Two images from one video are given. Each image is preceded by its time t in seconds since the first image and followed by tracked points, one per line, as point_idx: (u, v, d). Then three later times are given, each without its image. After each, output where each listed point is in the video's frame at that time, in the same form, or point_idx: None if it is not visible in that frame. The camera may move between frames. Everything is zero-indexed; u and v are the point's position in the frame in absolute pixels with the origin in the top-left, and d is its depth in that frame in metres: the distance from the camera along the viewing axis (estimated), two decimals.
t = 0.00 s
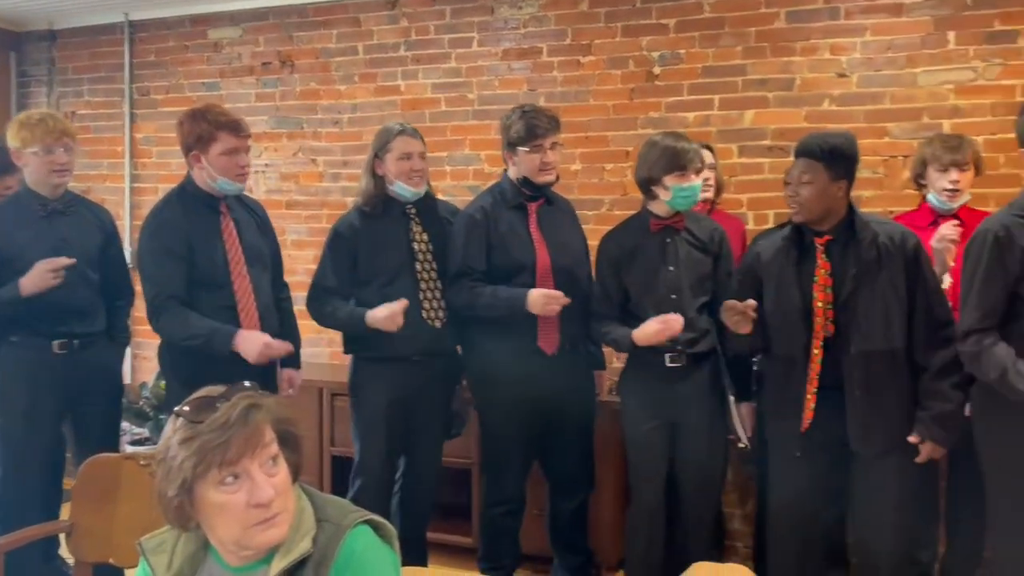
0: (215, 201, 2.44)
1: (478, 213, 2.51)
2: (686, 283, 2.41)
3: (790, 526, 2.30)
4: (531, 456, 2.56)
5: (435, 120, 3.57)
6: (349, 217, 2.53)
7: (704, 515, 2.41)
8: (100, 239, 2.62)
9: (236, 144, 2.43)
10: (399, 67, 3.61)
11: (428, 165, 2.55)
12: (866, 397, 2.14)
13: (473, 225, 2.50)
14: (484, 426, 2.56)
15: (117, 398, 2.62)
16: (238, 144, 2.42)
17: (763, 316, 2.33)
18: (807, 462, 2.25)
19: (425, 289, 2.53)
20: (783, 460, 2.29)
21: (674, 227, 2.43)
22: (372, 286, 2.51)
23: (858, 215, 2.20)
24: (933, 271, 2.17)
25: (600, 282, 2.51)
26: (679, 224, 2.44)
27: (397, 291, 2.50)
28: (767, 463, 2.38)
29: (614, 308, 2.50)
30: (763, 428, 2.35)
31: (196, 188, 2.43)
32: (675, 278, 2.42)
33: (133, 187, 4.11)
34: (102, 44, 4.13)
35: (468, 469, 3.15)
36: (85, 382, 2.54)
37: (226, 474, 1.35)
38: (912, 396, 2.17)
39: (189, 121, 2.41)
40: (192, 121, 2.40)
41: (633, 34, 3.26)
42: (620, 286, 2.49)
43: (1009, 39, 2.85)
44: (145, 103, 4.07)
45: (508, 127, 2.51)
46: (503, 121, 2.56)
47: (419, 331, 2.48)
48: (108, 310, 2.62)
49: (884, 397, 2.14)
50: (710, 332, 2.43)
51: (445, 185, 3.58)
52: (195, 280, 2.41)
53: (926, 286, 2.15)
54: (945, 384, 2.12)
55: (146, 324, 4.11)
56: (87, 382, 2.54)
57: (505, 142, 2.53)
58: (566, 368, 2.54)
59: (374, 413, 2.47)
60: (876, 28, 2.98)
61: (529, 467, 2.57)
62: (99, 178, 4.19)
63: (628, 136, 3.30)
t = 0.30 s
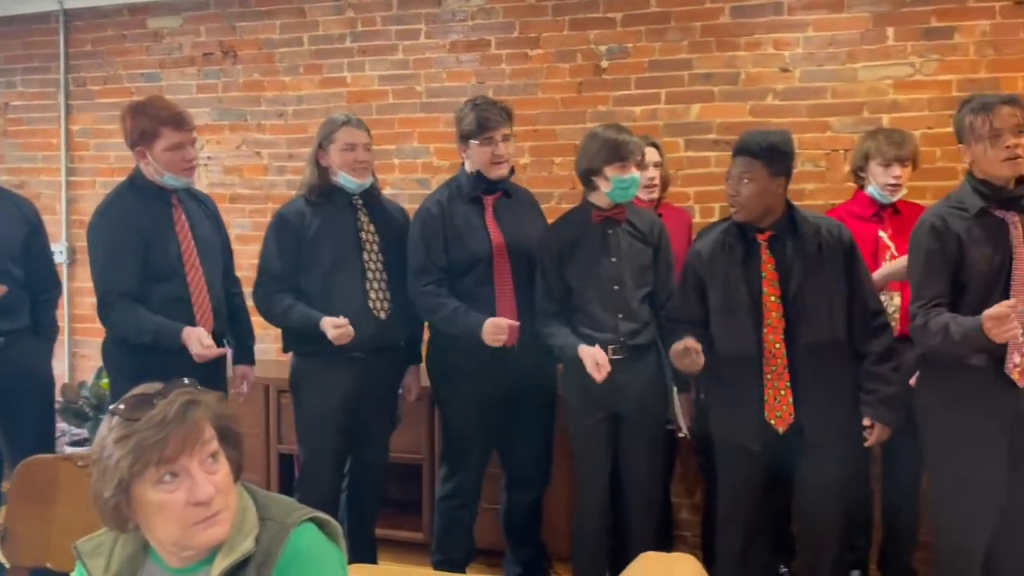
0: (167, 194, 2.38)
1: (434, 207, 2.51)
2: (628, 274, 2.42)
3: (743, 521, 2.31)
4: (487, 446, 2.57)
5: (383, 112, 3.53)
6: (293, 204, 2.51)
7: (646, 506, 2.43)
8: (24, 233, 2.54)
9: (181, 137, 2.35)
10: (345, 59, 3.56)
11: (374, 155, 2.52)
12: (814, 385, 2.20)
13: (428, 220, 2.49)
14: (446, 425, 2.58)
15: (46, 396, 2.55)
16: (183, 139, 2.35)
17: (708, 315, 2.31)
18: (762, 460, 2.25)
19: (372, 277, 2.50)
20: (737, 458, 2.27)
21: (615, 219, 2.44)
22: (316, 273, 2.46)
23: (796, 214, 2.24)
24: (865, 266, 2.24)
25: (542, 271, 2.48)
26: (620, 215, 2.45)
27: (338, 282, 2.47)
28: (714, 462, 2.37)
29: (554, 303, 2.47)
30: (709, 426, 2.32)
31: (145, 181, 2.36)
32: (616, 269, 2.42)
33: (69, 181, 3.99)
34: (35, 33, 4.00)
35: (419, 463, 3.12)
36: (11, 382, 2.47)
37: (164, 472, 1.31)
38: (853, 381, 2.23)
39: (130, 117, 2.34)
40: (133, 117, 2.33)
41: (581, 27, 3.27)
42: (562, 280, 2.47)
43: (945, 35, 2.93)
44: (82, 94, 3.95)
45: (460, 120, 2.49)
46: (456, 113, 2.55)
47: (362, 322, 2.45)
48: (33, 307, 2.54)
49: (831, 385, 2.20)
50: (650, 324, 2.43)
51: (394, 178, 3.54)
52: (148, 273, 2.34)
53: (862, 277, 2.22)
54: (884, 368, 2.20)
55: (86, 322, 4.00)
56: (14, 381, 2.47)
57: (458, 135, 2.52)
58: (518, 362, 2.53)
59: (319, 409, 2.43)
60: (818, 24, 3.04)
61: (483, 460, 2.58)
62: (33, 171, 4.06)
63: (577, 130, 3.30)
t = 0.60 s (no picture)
0: (122, 187, 2.34)
1: (396, 202, 2.54)
2: (578, 264, 2.42)
3: (694, 504, 2.37)
4: (451, 440, 2.59)
5: (339, 106, 3.50)
6: (245, 189, 2.45)
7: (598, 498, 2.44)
8: None
9: (130, 130, 2.30)
10: (300, 52, 3.52)
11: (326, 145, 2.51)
12: (753, 365, 2.22)
13: (389, 212, 2.53)
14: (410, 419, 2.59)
15: None
16: (133, 131, 2.30)
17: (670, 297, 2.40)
18: (714, 439, 2.31)
19: (327, 267, 2.48)
20: (691, 438, 2.34)
21: (566, 209, 2.44)
22: (269, 262, 2.42)
23: (755, 194, 2.25)
24: (826, 259, 2.23)
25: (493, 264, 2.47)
26: (570, 205, 2.45)
27: (291, 271, 2.43)
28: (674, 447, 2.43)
29: (503, 293, 2.46)
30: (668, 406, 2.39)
31: (97, 174, 2.30)
32: (567, 259, 2.41)
33: (15, 176, 3.89)
34: None
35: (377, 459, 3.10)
36: None
37: (111, 469, 1.28)
38: (800, 366, 2.24)
39: (76, 112, 2.27)
40: (79, 110, 2.26)
41: (538, 22, 3.27)
42: (512, 269, 2.46)
43: (894, 31, 2.99)
44: (28, 87, 3.86)
45: (418, 113, 2.50)
46: (415, 107, 2.55)
47: (319, 311, 2.44)
48: None
49: (774, 374, 2.22)
50: (599, 316, 2.44)
51: (350, 172, 3.51)
52: (110, 269, 2.29)
53: (815, 261, 2.21)
54: (835, 365, 2.21)
55: (34, 319, 3.91)
56: None
57: (417, 129, 2.53)
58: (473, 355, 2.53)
59: (269, 405, 2.39)
60: (771, 20, 3.08)
61: (444, 455, 2.59)
62: None
63: (534, 124, 3.31)
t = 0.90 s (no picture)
0: (73, 186, 2.29)
1: (361, 198, 2.55)
2: (539, 268, 2.44)
3: (654, 501, 2.37)
4: (419, 440, 2.58)
5: (304, 101, 3.47)
6: (200, 186, 2.42)
7: (562, 494, 2.46)
8: None
9: (80, 124, 2.25)
10: (264, 46, 3.48)
11: (283, 144, 2.47)
12: (722, 372, 2.22)
13: (355, 210, 2.53)
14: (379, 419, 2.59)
15: None
16: (83, 124, 2.25)
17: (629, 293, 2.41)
18: (677, 434, 2.31)
19: (288, 267, 2.47)
20: (655, 434, 2.34)
21: (526, 211, 2.45)
22: (229, 264, 2.40)
23: (716, 199, 2.27)
24: (785, 250, 2.26)
25: (451, 269, 2.46)
26: (531, 208, 2.45)
27: (254, 271, 2.42)
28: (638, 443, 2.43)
29: (464, 295, 2.46)
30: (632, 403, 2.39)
31: (47, 172, 2.25)
32: (527, 262, 2.43)
33: None
34: None
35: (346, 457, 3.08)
36: None
37: (71, 470, 1.25)
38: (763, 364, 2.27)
39: (23, 106, 2.22)
40: (27, 104, 2.21)
41: (504, 17, 3.27)
42: (472, 271, 2.47)
43: (855, 28, 3.02)
44: None
45: (382, 110, 2.49)
46: (380, 105, 2.53)
47: (282, 313, 2.41)
48: None
49: (737, 374, 2.23)
50: (560, 317, 2.46)
51: (316, 168, 3.49)
52: (67, 269, 2.26)
53: (778, 266, 2.24)
54: (795, 360, 2.24)
55: None
56: None
57: (382, 127, 2.52)
58: (436, 356, 2.53)
59: (234, 407, 2.37)
60: (735, 16, 3.10)
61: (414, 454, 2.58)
62: None
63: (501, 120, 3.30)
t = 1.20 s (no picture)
0: (21, 185, 2.24)
1: (328, 199, 2.54)
2: (506, 266, 2.44)
3: (625, 501, 2.37)
4: (388, 442, 2.56)
5: (270, 98, 3.44)
6: (152, 186, 2.39)
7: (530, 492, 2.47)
8: None
9: (26, 124, 2.20)
10: (229, 42, 3.44)
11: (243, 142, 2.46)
12: (695, 369, 2.25)
13: (320, 211, 2.53)
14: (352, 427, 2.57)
15: None
16: (28, 125, 2.20)
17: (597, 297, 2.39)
18: (643, 435, 2.32)
19: (249, 268, 2.45)
20: (624, 433, 2.34)
21: (492, 207, 2.45)
22: (189, 266, 2.37)
23: (680, 197, 2.29)
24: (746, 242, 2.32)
25: (418, 269, 2.46)
26: (496, 204, 2.45)
27: (217, 273, 2.39)
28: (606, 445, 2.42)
29: (431, 296, 2.45)
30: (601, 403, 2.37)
31: None
32: (493, 259, 2.43)
33: None
34: None
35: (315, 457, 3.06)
36: None
37: (34, 477, 1.22)
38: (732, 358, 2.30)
39: None
40: None
41: (471, 13, 3.26)
42: (439, 271, 2.47)
43: (820, 26, 3.06)
44: None
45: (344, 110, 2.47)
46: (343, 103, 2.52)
47: (245, 317, 2.40)
48: None
49: (710, 370, 2.25)
50: (527, 314, 2.46)
51: (283, 165, 3.46)
52: (17, 272, 2.22)
53: (739, 261, 2.29)
54: (759, 356, 2.26)
55: None
56: None
57: (345, 125, 2.50)
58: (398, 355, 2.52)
59: (199, 410, 2.35)
60: (702, 14, 3.12)
61: (386, 456, 2.57)
62: None
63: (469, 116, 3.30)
